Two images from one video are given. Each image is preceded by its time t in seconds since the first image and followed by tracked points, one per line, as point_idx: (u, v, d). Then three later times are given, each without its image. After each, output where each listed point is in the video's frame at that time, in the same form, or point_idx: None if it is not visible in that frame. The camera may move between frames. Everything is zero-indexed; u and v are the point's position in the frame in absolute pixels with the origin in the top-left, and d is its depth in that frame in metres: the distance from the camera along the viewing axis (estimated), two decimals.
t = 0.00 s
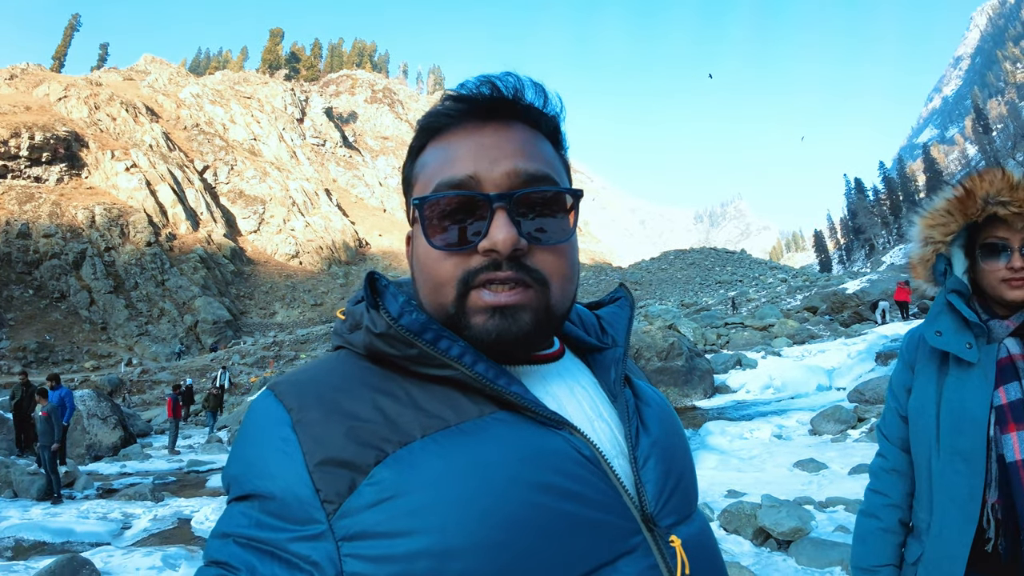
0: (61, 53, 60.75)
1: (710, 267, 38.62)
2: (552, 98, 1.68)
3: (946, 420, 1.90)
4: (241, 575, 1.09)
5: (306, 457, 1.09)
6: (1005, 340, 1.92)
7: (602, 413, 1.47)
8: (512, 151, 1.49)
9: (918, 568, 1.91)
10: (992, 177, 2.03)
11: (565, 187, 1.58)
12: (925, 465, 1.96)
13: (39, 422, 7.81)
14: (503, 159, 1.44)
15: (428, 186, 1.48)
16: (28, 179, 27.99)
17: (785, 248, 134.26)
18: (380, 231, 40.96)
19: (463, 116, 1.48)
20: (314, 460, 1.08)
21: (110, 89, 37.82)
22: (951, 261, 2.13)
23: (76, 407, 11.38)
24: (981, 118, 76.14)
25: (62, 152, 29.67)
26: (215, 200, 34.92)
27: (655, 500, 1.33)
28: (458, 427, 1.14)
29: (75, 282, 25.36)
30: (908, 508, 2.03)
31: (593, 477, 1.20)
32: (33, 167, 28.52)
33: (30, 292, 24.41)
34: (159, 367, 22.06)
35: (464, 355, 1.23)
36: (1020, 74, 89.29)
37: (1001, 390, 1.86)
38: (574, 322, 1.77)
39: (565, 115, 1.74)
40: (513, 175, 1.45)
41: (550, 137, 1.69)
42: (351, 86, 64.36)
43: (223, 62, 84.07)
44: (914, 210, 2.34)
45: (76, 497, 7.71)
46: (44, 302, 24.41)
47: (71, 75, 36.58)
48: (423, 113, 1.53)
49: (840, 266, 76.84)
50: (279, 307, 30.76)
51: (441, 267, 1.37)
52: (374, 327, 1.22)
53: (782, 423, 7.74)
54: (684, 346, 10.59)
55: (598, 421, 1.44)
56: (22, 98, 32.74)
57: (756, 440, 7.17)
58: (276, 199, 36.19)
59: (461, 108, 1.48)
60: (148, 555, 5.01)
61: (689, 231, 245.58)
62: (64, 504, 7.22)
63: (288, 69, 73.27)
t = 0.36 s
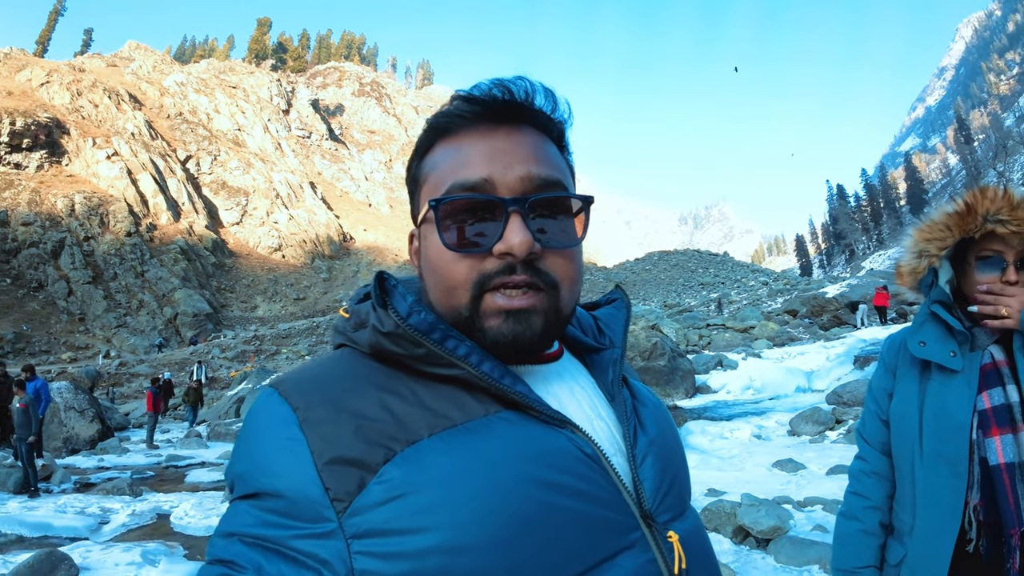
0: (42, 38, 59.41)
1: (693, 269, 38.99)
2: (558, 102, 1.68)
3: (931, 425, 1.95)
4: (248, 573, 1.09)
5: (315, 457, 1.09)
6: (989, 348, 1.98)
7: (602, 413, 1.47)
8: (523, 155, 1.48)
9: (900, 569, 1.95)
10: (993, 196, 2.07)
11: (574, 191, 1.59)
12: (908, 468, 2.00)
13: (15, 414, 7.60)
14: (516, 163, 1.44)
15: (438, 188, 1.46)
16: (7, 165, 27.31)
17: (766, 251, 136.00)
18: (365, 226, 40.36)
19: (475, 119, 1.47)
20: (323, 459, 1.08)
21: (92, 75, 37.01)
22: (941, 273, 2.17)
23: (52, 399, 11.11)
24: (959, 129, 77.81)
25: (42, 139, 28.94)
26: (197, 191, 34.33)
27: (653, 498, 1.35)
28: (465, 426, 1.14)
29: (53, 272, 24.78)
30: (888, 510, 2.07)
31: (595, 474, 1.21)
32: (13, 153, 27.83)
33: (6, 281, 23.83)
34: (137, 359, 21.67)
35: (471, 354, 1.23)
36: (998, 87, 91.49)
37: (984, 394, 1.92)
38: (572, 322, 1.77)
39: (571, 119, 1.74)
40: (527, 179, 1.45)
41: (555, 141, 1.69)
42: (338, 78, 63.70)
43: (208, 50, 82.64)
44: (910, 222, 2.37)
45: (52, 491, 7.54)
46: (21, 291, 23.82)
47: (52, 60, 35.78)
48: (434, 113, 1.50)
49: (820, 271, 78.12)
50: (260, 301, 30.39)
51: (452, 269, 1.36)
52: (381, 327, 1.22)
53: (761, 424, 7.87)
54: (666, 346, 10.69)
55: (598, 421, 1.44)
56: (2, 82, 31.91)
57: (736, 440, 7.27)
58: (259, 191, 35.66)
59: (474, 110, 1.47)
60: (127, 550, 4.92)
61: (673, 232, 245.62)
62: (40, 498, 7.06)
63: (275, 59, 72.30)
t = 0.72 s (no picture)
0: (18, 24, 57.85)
1: (675, 267, 39.35)
2: (564, 106, 1.70)
3: (914, 423, 2.00)
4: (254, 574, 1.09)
5: (323, 457, 1.08)
6: (970, 348, 2.04)
7: (603, 412, 1.49)
8: (533, 154, 1.49)
9: (883, 562, 2.00)
10: (969, 200, 2.12)
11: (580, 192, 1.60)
12: (891, 464, 2.05)
13: None
14: (527, 163, 1.45)
15: (449, 186, 1.46)
16: None
17: (748, 250, 137.77)
18: (348, 220, 39.91)
19: (487, 118, 1.47)
20: (330, 459, 1.07)
21: (70, 64, 36.11)
22: (919, 275, 2.23)
23: (29, 395, 10.83)
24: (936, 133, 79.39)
25: (19, 128, 28.14)
26: (176, 183, 33.65)
27: (653, 494, 1.36)
28: (471, 426, 1.15)
29: (29, 265, 24.09)
30: (870, 505, 2.13)
31: (598, 472, 1.22)
32: None
33: None
34: (115, 355, 21.22)
35: (478, 354, 1.24)
36: (973, 93, 93.76)
37: (965, 393, 1.98)
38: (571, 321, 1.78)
39: (575, 125, 1.76)
40: (538, 179, 1.46)
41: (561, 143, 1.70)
42: (322, 70, 62.86)
43: (190, 40, 81.05)
44: (890, 224, 2.42)
45: (30, 489, 7.36)
46: None
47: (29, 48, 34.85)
48: (446, 111, 1.50)
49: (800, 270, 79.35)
50: (240, 296, 29.94)
51: (465, 266, 1.36)
52: (389, 326, 1.22)
53: (742, 420, 7.99)
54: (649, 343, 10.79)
55: (599, 420, 1.45)
56: None
57: (717, 436, 7.38)
58: (240, 183, 35.05)
59: (489, 110, 1.48)
60: (108, 549, 4.83)
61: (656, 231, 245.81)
62: (17, 496, 6.89)
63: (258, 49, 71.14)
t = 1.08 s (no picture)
0: None
1: (663, 263, 39.56)
2: (559, 110, 1.72)
3: (900, 420, 2.04)
4: None
5: (323, 459, 1.08)
6: (955, 347, 2.09)
7: (599, 412, 1.50)
8: (526, 154, 1.51)
9: (871, 557, 2.04)
10: (953, 200, 2.15)
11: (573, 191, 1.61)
12: (877, 461, 2.10)
13: None
14: (519, 162, 1.47)
15: (444, 184, 1.47)
16: None
17: (735, 247, 138.81)
18: (336, 216, 39.58)
19: (481, 119, 1.50)
20: (330, 461, 1.07)
21: (53, 57, 35.42)
22: (905, 274, 2.27)
23: (14, 394, 10.64)
24: (920, 131, 80.46)
25: (2, 123, 27.54)
26: (162, 178, 33.14)
27: (651, 495, 1.38)
28: (471, 428, 1.15)
29: (13, 261, 23.64)
30: (858, 501, 2.17)
31: (596, 474, 1.22)
32: None
33: None
34: (100, 352, 20.91)
35: (477, 356, 1.24)
36: (957, 92, 95.18)
37: (951, 392, 2.02)
38: (568, 323, 1.78)
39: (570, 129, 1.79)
40: (530, 176, 1.47)
41: (555, 146, 1.72)
42: (309, 63, 62.24)
43: (174, 32, 79.80)
44: (876, 223, 2.47)
45: (17, 489, 7.24)
46: None
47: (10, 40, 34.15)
48: (441, 114, 1.52)
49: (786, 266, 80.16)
50: (227, 292, 29.64)
51: (461, 261, 1.36)
52: (389, 328, 1.22)
53: (729, 415, 8.08)
54: (638, 338, 10.84)
55: (596, 421, 1.46)
56: None
57: (704, 431, 7.46)
58: (226, 178, 34.60)
59: (481, 113, 1.50)
60: (96, 550, 4.77)
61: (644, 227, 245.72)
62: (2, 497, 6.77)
63: (245, 42, 70.18)
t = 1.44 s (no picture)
0: None
1: (656, 259, 39.67)
2: (557, 107, 1.73)
3: (890, 415, 2.07)
4: None
5: (316, 460, 1.08)
6: (944, 342, 2.12)
7: (591, 410, 1.51)
8: (519, 152, 1.52)
9: (862, 551, 2.07)
10: (943, 191, 2.20)
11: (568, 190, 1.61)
12: (868, 456, 2.13)
13: None
14: (511, 159, 1.47)
15: (437, 180, 1.48)
16: None
17: (726, 243, 139.41)
18: (328, 213, 39.36)
19: (478, 116, 1.50)
20: (323, 462, 1.07)
21: (40, 53, 34.96)
22: (896, 267, 2.30)
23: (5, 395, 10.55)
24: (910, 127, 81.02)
25: None
26: (151, 175, 32.80)
27: (644, 493, 1.38)
28: (466, 427, 1.15)
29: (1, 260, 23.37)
30: (850, 495, 2.20)
31: (591, 473, 1.23)
32: None
33: None
34: (91, 352, 20.71)
35: (470, 355, 1.25)
36: (946, 88, 95.91)
37: (943, 387, 2.05)
38: (562, 321, 1.78)
39: (565, 129, 1.80)
40: (523, 173, 1.48)
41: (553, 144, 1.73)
42: (300, 59, 61.75)
43: (163, 28, 78.96)
44: (866, 218, 2.51)
45: (9, 490, 7.18)
46: None
47: None
48: (436, 111, 1.54)
49: (777, 262, 80.61)
50: (218, 290, 29.43)
51: (448, 258, 1.37)
52: (381, 328, 1.21)
53: (721, 409, 8.14)
54: (631, 334, 10.88)
55: (589, 418, 1.47)
56: None
57: (697, 425, 7.50)
58: (217, 175, 34.28)
59: (476, 109, 1.50)
60: (90, 550, 4.74)
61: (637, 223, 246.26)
62: None
63: (234, 38, 69.49)
